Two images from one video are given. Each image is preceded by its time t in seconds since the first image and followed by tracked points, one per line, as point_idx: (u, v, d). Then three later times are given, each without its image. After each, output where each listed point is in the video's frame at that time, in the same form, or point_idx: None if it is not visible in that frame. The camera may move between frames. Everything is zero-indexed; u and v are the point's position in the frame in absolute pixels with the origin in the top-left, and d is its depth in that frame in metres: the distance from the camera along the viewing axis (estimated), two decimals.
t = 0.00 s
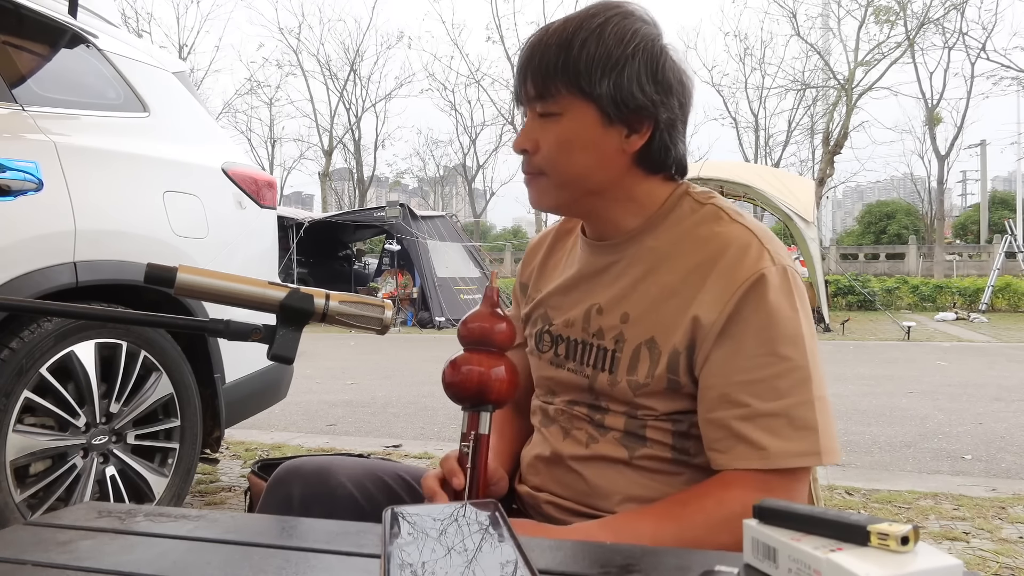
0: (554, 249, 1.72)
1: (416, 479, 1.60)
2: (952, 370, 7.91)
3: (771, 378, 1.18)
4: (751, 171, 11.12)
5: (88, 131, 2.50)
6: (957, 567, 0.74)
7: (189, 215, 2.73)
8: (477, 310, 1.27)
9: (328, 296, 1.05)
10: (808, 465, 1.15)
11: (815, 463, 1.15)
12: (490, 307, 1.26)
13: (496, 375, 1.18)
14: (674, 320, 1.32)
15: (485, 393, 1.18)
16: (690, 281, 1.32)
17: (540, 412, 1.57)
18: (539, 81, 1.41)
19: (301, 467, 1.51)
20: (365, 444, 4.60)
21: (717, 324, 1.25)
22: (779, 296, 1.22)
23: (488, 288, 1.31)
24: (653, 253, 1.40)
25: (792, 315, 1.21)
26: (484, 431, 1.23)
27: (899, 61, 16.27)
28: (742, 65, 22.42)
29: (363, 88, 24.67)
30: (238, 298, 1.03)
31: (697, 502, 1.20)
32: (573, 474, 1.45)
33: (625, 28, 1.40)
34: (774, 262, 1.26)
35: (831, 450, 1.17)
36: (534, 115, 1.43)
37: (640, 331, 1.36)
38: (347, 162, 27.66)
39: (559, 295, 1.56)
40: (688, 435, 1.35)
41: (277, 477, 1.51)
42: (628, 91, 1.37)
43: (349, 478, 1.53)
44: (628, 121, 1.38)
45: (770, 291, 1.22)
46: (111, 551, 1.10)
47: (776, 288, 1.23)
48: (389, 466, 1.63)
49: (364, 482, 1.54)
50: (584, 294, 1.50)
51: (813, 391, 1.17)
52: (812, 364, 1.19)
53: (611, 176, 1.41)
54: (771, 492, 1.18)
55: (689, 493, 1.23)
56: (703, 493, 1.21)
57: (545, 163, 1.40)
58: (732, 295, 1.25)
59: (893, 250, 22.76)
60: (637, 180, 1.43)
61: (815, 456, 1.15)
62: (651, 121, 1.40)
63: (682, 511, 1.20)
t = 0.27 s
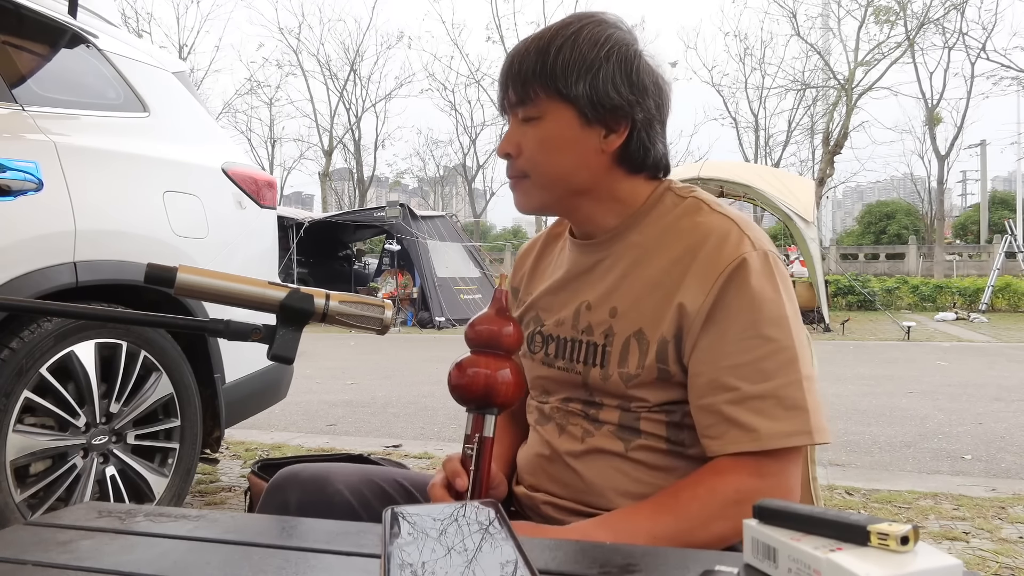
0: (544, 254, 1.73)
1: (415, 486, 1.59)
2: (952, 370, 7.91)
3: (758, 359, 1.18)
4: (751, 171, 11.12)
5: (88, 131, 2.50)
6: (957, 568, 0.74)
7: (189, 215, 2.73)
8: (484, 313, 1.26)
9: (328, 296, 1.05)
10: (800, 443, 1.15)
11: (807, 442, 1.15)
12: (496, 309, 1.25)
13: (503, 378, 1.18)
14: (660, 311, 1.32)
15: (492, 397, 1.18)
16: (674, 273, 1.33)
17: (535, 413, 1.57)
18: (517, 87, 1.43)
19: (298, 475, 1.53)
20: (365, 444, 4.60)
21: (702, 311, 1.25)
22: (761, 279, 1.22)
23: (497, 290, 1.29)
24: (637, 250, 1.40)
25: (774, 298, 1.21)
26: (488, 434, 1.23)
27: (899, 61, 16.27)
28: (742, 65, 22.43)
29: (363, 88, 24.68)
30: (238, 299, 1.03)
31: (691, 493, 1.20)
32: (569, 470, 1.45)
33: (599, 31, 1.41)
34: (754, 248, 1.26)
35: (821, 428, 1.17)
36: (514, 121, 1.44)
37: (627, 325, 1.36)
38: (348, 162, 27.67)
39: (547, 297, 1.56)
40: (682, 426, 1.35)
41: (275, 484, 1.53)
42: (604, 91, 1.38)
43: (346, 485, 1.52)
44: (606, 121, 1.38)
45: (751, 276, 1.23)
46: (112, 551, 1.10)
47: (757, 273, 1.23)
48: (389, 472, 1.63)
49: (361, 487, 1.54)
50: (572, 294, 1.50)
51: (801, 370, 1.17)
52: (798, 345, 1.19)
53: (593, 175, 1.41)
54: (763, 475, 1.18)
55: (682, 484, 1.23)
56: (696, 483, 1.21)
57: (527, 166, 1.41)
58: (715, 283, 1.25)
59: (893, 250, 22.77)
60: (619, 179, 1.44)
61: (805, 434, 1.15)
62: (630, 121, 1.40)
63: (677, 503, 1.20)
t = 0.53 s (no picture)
0: (542, 254, 1.73)
1: (416, 483, 1.60)
2: (953, 370, 7.91)
3: (761, 362, 1.18)
4: (751, 171, 11.11)
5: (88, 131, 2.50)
6: (957, 568, 0.74)
7: (189, 215, 2.73)
8: (485, 310, 1.26)
9: (328, 296, 1.05)
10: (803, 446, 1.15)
11: (809, 444, 1.15)
12: (498, 308, 1.26)
13: (504, 374, 1.18)
14: (661, 313, 1.33)
15: (493, 394, 1.18)
16: (675, 275, 1.33)
17: (536, 414, 1.57)
18: (518, 89, 1.43)
19: (300, 470, 1.52)
20: (365, 444, 4.60)
21: (703, 314, 1.25)
22: (762, 281, 1.22)
23: (499, 290, 1.31)
24: (638, 251, 1.40)
25: (776, 299, 1.21)
26: (490, 430, 1.23)
27: (899, 61, 16.27)
28: (742, 65, 22.43)
29: (363, 88, 24.70)
30: (238, 299, 1.03)
31: (692, 494, 1.20)
32: (570, 470, 1.45)
33: (599, 32, 1.42)
34: (756, 249, 1.26)
35: (824, 431, 1.17)
36: (515, 123, 1.45)
37: (628, 327, 1.36)
38: (347, 162, 27.68)
39: (547, 299, 1.56)
40: (684, 427, 1.35)
41: (276, 479, 1.52)
42: (605, 92, 1.39)
43: (349, 481, 1.53)
44: (608, 122, 1.39)
45: (753, 277, 1.23)
46: (112, 551, 1.10)
47: (759, 274, 1.23)
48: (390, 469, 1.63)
49: (364, 485, 1.54)
50: (572, 295, 1.50)
51: (803, 372, 1.17)
52: (799, 347, 1.19)
53: (594, 176, 1.42)
54: (764, 478, 1.18)
55: (683, 485, 1.23)
56: (698, 483, 1.21)
57: (529, 168, 1.42)
58: (716, 285, 1.25)
59: (893, 250, 22.76)
60: (619, 180, 1.44)
61: (809, 436, 1.15)
62: (630, 122, 1.41)
63: (678, 503, 1.20)
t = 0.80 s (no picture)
0: (545, 252, 1.73)
1: (415, 486, 1.59)
2: (953, 370, 7.91)
3: (773, 374, 1.18)
4: (751, 171, 11.11)
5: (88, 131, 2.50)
6: (957, 568, 0.74)
7: (189, 215, 2.73)
8: (490, 308, 1.26)
9: (328, 296, 1.05)
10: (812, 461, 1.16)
11: (819, 459, 1.16)
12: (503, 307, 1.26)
13: (507, 372, 1.18)
14: (673, 320, 1.32)
15: (497, 392, 1.18)
16: (688, 282, 1.33)
17: (537, 415, 1.57)
18: (539, 81, 1.41)
19: (298, 475, 1.52)
20: (365, 444, 4.60)
21: (717, 323, 1.25)
22: (778, 293, 1.22)
23: (503, 287, 1.32)
24: (650, 254, 1.40)
25: (791, 312, 1.21)
26: (492, 428, 1.23)
27: (899, 61, 16.28)
28: (742, 65, 22.44)
29: (363, 88, 24.71)
30: (238, 299, 1.03)
31: (699, 501, 1.20)
32: (571, 474, 1.45)
33: (628, 29, 1.41)
34: (772, 260, 1.26)
35: (834, 446, 1.18)
36: (533, 115, 1.43)
37: (638, 333, 1.36)
38: (348, 163, 27.69)
39: (554, 298, 1.55)
40: (690, 435, 1.35)
41: (276, 485, 1.53)
42: (631, 90, 1.38)
43: (346, 486, 1.53)
44: (629, 122, 1.39)
45: (769, 289, 1.23)
46: (111, 551, 1.10)
47: (774, 286, 1.23)
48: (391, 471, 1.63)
49: (361, 488, 1.54)
50: (580, 296, 1.50)
51: (814, 387, 1.18)
52: (811, 360, 1.20)
53: (611, 176, 1.41)
54: (771, 489, 1.18)
55: (689, 492, 1.23)
56: (704, 491, 1.21)
57: (546, 164, 1.40)
58: (731, 295, 1.25)
59: (893, 250, 22.75)
60: (634, 181, 1.44)
61: (819, 451, 1.16)
62: (651, 123, 1.41)
63: (683, 509, 1.20)
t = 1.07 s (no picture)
0: (545, 253, 1.73)
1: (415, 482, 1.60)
2: (952, 370, 7.91)
3: (774, 374, 1.19)
4: (751, 171, 11.11)
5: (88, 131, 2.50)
6: (957, 568, 0.74)
7: (189, 215, 2.73)
8: (483, 309, 1.27)
9: (328, 296, 1.05)
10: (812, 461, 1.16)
11: (819, 458, 1.16)
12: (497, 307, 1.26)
13: (501, 372, 1.18)
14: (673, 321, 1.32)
15: (490, 390, 1.18)
16: (689, 283, 1.33)
17: (538, 415, 1.57)
18: (541, 83, 1.41)
19: (299, 468, 1.51)
20: (365, 444, 4.61)
21: (719, 323, 1.25)
22: (778, 294, 1.23)
23: (495, 287, 1.32)
24: (651, 255, 1.40)
25: (792, 312, 1.22)
26: (488, 428, 1.21)
27: (899, 61, 16.29)
28: (742, 65, 22.45)
29: (363, 88, 24.72)
30: (238, 298, 1.03)
31: (699, 500, 1.20)
32: (572, 472, 1.45)
33: (629, 32, 1.42)
34: (772, 261, 1.27)
35: (834, 445, 1.18)
36: (536, 118, 1.43)
37: (639, 334, 1.36)
38: (347, 162, 27.68)
39: (556, 299, 1.55)
40: (690, 434, 1.35)
41: (275, 478, 1.51)
42: (634, 92, 1.39)
43: (348, 479, 1.53)
44: (631, 123, 1.40)
45: (770, 289, 1.23)
46: (111, 551, 1.10)
47: (775, 286, 1.23)
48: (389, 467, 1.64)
49: (363, 483, 1.54)
50: (580, 297, 1.50)
51: (814, 387, 1.18)
52: (812, 359, 1.20)
53: (614, 177, 1.41)
54: (771, 489, 1.18)
55: (689, 492, 1.23)
56: (705, 490, 1.21)
57: (550, 166, 1.39)
58: (731, 296, 1.26)
59: (893, 250, 22.76)
60: (635, 182, 1.44)
61: (819, 450, 1.16)
62: (653, 124, 1.42)
63: (683, 508, 1.20)
